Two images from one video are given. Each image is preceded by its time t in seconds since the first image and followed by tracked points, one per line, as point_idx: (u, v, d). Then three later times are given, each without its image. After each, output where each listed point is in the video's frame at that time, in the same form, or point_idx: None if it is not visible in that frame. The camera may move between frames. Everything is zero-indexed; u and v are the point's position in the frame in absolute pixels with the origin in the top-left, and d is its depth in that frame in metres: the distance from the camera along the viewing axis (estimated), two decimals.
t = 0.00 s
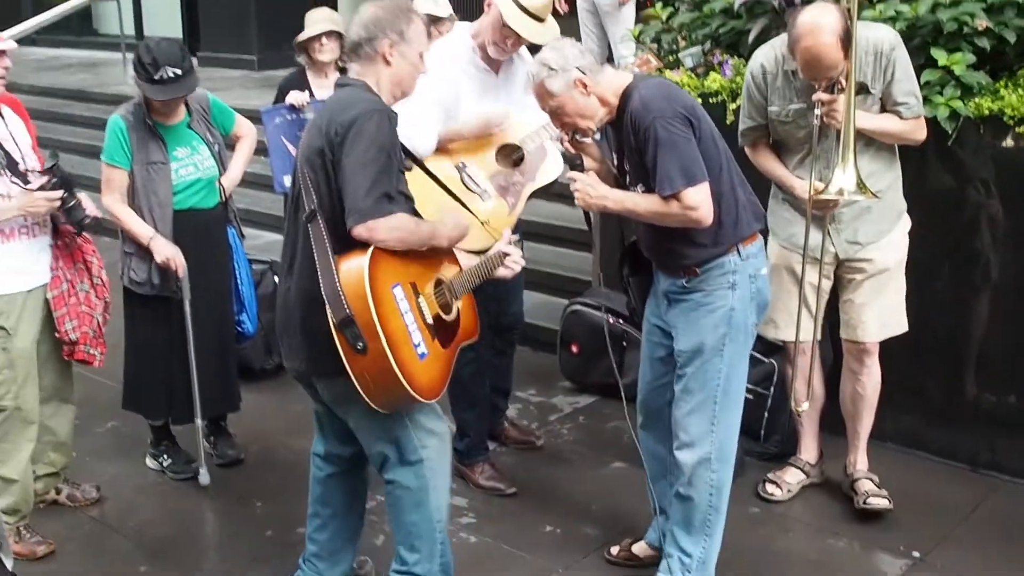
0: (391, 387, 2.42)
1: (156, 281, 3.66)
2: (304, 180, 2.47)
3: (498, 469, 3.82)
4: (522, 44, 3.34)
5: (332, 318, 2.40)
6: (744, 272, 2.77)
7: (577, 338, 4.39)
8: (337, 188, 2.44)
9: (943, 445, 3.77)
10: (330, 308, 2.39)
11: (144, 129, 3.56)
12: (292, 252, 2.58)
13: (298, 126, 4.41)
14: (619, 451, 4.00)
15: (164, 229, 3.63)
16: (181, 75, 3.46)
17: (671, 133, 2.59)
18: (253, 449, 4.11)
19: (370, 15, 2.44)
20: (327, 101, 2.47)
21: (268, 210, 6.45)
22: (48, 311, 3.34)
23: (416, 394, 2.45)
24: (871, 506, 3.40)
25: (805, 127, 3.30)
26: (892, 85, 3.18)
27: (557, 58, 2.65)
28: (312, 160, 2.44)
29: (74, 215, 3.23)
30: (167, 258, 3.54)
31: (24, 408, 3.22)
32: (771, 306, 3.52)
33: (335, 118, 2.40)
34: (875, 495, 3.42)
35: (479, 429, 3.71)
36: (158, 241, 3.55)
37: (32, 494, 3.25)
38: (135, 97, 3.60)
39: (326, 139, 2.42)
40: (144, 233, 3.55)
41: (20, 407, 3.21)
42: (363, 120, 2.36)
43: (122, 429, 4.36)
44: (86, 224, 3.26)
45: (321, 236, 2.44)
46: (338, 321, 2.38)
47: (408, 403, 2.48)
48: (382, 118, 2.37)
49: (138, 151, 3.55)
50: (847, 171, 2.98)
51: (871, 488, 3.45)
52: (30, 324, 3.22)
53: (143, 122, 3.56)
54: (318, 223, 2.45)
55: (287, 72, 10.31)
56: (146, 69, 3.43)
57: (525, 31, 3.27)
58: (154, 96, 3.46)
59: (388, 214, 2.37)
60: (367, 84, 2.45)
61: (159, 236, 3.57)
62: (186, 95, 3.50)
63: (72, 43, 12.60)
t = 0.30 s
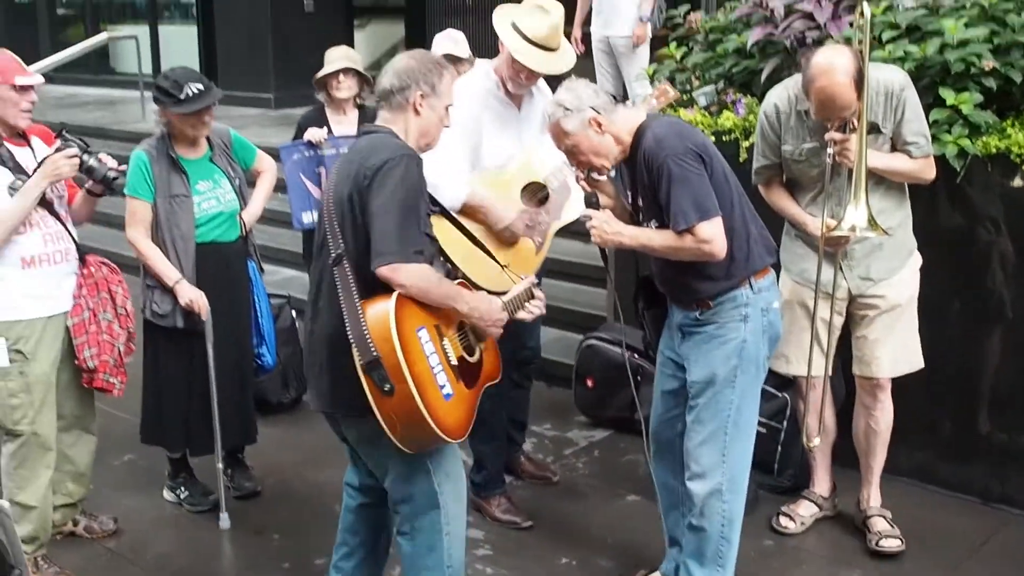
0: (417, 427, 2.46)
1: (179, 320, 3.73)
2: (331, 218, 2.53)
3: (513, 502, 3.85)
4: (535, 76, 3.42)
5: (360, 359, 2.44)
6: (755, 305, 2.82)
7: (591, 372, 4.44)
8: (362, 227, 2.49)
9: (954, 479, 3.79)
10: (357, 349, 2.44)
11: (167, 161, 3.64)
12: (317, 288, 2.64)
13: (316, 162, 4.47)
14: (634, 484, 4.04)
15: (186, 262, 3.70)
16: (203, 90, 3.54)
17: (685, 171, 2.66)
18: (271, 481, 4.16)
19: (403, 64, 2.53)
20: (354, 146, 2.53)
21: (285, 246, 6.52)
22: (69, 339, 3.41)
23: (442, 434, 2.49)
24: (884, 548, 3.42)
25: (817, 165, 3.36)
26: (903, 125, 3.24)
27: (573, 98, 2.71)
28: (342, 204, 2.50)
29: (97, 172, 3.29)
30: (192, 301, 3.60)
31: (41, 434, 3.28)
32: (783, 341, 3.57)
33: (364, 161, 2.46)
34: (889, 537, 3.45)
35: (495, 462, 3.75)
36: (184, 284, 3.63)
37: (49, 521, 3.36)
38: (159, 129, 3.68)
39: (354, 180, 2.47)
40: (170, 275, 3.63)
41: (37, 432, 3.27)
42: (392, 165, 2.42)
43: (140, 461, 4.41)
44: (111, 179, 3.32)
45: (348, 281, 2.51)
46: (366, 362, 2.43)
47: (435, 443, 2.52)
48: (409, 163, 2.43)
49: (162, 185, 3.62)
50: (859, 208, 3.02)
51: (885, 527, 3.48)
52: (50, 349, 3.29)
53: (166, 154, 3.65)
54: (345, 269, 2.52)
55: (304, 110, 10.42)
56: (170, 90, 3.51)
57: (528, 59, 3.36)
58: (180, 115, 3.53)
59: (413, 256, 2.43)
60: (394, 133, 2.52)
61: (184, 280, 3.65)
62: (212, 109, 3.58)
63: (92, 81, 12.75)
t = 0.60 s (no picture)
0: (435, 459, 2.46)
1: (195, 349, 3.75)
2: (361, 249, 2.57)
3: (525, 534, 3.86)
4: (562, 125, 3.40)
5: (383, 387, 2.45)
6: (766, 337, 2.84)
7: (603, 406, 4.45)
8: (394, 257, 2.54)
9: (966, 513, 3.79)
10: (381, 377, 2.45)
11: (184, 195, 3.68)
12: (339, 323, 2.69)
13: (331, 198, 4.51)
14: (646, 517, 4.05)
15: (203, 294, 3.73)
16: (216, 120, 3.59)
17: (692, 207, 2.69)
18: (284, 512, 4.17)
19: (434, 102, 2.62)
20: (387, 178, 2.60)
21: (298, 281, 6.56)
22: (94, 365, 3.47)
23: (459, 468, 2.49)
24: None
25: (829, 201, 3.39)
26: (914, 160, 3.28)
27: (577, 139, 2.76)
28: (372, 231, 2.55)
29: (102, 158, 3.32)
30: (206, 333, 3.64)
31: (60, 460, 3.37)
32: (795, 373, 3.58)
33: (398, 192, 2.53)
34: None
35: (507, 493, 3.76)
36: (199, 314, 3.66)
37: (66, 549, 3.44)
38: (176, 161, 3.73)
39: (388, 211, 2.53)
40: (185, 306, 3.66)
41: (56, 458, 3.36)
42: (428, 194, 2.49)
43: (153, 493, 4.43)
44: (116, 163, 3.34)
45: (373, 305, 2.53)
46: (389, 392, 2.43)
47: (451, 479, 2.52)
48: (444, 194, 2.51)
49: (180, 218, 3.66)
50: (871, 244, 3.05)
51: (898, 565, 3.49)
52: (71, 375, 3.39)
53: (183, 187, 3.69)
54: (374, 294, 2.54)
55: (317, 147, 10.49)
56: (184, 120, 3.56)
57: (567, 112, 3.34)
58: (195, 145, 3.58)
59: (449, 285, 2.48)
60: (423, 164, 2.63)
61: (200, 310, 3.68)
62: (225, 137, 3.64)
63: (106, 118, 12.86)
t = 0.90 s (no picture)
0: (449, 467, 2.50)
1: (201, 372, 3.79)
2: (380, 262, 2.60)
3: (534, 556, 3.87)
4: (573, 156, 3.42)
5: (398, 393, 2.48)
6: (773, 356, 2.86)
7: (612, 430, 4.47)
8: (409, 272, 2.57)
9: (974, 537, 3.79)
10: (397, 383, 2.48)
11: (193, 218, 3.73)
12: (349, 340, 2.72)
13: (341, 223, 4.55)
14: (655, 540, 4.06)
15: (211, 317, 3.76)
16: (222, 141, 3.63)
17: (694, 226, 2.71)
18: (293, 534, 4.19)
19: (465, 126, 2.66)
20: (412, 194, 2.64)
21: (308, 305, 6.60)
22: (108, 386, 3.50)
23: (473, 476, 2.53)
24: None
25: (837, 222, 3.42)
26: (923, 183, 3.31)
27: (582, 163, 2.79)
28: (392, 244, 2.58)
29: (106, 166, 3.35)
30: (211, 356, 3.66)
31: (73, 480, 3.40)
32: (804, 395, 3.60)
33: (419, 207, 2.56)
34: None
35: (517, 515, 3.78)
36: (204, 339, 3.68)
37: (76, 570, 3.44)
38: (185, 185, 3.77)
39: (408, 226, 2.57)
40: (192, 330, 3.68)
41: (69, 478, 3.38)
42: (449, 211, 2.53)
43: (163, 514, 4.45)
44: (121, 170, 3.36)
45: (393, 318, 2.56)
46: (404, 399, 2.47)
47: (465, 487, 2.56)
48: (464, 212, 2.54)
49: (188, 241, 3.70)
50: (883, 269, 3.06)
51: None
52: (86, 395, 3.42)
53: (191, 209, 3.74)
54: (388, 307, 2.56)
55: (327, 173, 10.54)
56: (189, 141, 3.60)
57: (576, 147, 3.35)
58: (201, 165, 3.62)
59: (459, 302, 2.49)
60: (452, 186, 2.66)
61: (206, 335, 3.71)
62: (233, 156, 3.68)
63: (117, 143, 12.94)
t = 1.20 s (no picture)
0: (452, 474, 2.50)
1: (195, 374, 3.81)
2: (379, 270, 2.62)
3: (531, 565, 3.88)
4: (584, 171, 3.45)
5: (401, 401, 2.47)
6: (768, 367, 2.87)
7: (610, 437, 4.47)
8: (410, 278, 2.60)
9: (970, 544, 3.81)
10: (400, 392, 2.47)
11: (188, 227, 3.75)
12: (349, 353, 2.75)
13: (339, 232, 4.57)
14: (652, 548, 4.07)
15: (206, 321, 3.77)
16: (217, 148, 3.65)
17: (680, 243, 2.74)
18: (290, 543, 4.20)
19: (446, 123, 2.70)
20: (401, 199, 2.66)
21: (307, 314, 6.62)
22: (106, 395, 3.51)
23: (476, 483, 2.53)
24: None
25: (835, 234, 3.43)
26: (917, 191, 3.32)
27: (570, 183, 2.80)
28: (388, 252, 2.61)
29: (101, 171, 3.36)
30: (205, 351, 3.66)
31: (69, 489, 3.41)
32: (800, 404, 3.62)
33: (413, 213, 2.58)
34: None
35: (515, 524, 3.79)
36: (197, 334, 3.70)
37: None
38: (180, 192, 3.79)
39: (404, 233, 2.59)
40: (184, 327, 3.70)
41: (65, 487, 3.40)
42: (442, 213, 2.55)
43: (159, 524, 4.46)
44: (115, 174, 3.36)
45: (393, 325, 2.56)
46: (407, 407, 2.46)
47: (467, 493, 2.56)
48: (457, 212, 2.57)
49: (183, 250, 3.73)
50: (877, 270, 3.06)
51: None
52: (83, 404, 3.44)
53: (188, 219, 3.76)
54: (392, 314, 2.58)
55: (326, 182, 10.56)
56: (184, 149, 3.64)
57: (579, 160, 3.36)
58: (196, 173, 3.65)
59: (465, 305, 2.52)
60: (442, 184, 2.69)
61: (198, 329, 3.72)
62: (228, 164, 3.69)
63: (117, 153, 12.96)
